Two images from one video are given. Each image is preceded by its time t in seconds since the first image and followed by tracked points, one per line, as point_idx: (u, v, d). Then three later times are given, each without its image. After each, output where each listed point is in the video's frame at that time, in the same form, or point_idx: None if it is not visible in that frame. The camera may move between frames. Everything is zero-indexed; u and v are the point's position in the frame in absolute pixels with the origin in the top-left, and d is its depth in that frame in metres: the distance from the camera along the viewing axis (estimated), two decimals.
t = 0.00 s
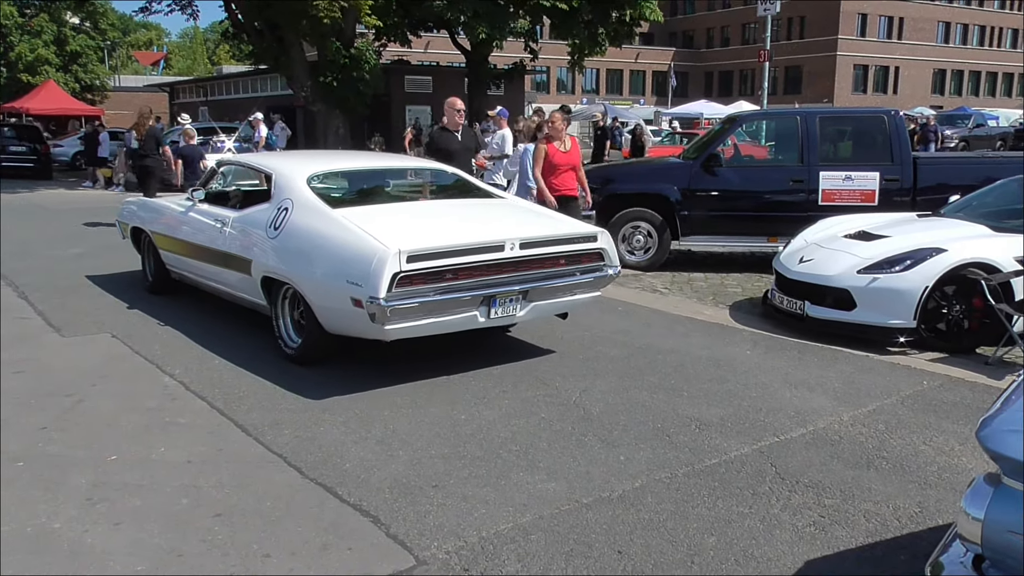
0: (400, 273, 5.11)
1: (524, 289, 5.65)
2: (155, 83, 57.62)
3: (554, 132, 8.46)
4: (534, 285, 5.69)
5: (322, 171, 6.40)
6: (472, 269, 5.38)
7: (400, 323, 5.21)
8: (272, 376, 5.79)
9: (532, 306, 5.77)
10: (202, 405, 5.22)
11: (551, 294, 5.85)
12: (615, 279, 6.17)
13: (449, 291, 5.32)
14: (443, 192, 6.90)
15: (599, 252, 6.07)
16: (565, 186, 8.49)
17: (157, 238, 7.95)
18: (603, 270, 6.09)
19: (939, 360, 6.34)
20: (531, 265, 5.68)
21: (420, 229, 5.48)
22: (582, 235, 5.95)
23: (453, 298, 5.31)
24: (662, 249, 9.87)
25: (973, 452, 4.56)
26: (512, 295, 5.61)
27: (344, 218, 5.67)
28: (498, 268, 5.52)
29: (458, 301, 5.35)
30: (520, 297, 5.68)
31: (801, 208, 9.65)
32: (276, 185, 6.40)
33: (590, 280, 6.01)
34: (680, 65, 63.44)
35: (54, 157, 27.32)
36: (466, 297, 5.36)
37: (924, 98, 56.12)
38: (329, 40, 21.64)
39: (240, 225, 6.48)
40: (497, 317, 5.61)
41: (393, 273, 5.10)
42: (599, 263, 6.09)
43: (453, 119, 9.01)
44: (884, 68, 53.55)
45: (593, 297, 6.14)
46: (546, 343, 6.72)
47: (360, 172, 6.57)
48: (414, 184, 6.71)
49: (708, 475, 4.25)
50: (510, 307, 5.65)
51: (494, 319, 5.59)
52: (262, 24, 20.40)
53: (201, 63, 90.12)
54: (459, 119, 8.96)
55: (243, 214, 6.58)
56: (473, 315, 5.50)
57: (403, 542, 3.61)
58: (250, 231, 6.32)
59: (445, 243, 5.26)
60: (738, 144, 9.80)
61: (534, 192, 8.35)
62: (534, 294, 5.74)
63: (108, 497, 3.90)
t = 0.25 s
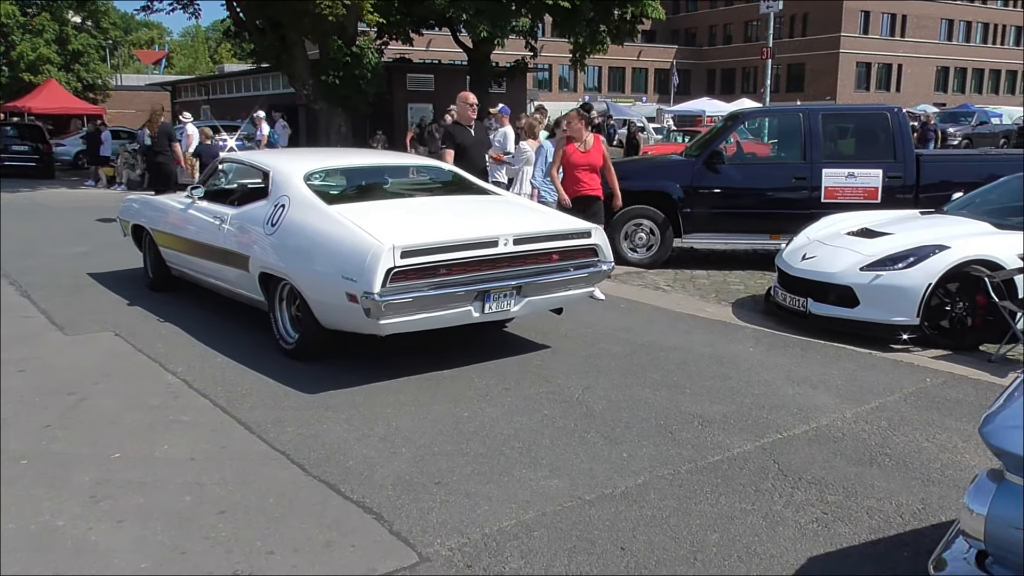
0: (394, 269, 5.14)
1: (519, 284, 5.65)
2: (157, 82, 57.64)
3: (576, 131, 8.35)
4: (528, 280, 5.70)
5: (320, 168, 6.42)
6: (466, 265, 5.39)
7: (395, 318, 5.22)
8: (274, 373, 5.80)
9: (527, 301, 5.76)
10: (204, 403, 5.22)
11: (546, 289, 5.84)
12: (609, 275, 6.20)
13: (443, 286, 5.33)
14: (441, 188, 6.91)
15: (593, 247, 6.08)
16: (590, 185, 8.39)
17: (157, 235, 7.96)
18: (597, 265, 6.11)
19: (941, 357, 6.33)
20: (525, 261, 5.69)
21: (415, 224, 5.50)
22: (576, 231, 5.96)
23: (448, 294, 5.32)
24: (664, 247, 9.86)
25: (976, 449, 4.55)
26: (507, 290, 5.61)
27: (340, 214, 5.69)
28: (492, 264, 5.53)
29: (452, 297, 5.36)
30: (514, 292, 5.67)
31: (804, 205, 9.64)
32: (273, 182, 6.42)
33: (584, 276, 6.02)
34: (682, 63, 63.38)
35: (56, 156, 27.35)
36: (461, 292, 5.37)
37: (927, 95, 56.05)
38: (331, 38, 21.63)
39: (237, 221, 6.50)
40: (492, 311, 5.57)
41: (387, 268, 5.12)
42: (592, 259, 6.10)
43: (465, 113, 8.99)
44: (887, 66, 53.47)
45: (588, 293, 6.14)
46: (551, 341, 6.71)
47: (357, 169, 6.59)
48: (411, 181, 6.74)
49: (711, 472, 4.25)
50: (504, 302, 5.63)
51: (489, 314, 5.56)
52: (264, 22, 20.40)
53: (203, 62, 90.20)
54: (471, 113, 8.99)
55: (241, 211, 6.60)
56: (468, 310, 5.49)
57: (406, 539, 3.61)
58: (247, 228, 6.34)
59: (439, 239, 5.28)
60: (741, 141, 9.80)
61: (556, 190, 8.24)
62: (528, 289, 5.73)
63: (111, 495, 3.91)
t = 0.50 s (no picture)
0: (387, 265, 5.15)
1: (511, 280, 5.65)
2: (159, 81, 57.66)
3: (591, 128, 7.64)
4: (521, 277, 5.70)
5: (317, 166, 6.44)
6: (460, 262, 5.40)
7: (389, 314, 5.23)
8: (275, 372, 5.80)
9: (520, 297, 5.77)
10: (206, 402, 5.23)
11: (539, 286, 5.83)
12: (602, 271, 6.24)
13: (437, 283, 5.34)
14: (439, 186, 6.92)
15: (586, 244, 6.10)
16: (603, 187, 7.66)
17: (157, 233, 7.98)
18: (590, 262, 6.14)
19: (944, 355, 6.32)
20: (518, 257, 5.69)
21: (409, 221, 5.51)
22: (569, 228, 5.98)
23: (441, 290, 5.33)
24: (667, 245, 9.81)
25: (980, 447, 4.54)
26: (500, 287, 5.61)
27: (335, 210, 5.70)
28: (485, 261, 5.53)
29: (445, 293, 5.36)
30: (507, 288, 5.68)
31: (806, 203, 9.62)
32: (269, 181, 6.44)
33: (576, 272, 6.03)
34: (685, 61, 63.29)
35: (59, 156, 27.39)
36: (455, 288, 5.37)
37: (929, 92, 55.92)
38: (333, 37, 21.62)
39: (234, 219, 6.51)
40: (485, 308, 5.58)
41: (381, 264, 5.13)
42: (586, 256, 6.12)
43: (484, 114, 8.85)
44: (889, 63, 53.35)
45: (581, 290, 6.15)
46: (553, 339, 6.70)
47: (353, 167, 6.61)
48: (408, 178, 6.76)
49: (713, 470, 4.24)
50: (498, 298, 5.64)
51: (482, 310, 5.56)
52: (266, 21, 20.40)
53: (205, 61, 90.25)
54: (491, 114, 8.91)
55: (238, 208, 6.62)
56: (461, 307, 5.48)
57: (408, 538, 3.61)
58: (244, 225, 6.35)
59: (432, 235, 5.29)
60: (743, 139, 9.80)
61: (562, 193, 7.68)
62: (522, 286, 5.73)
63: (114, 494, 3.91)
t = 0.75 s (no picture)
0: (377, 261, 5.21)
1: (501, 276, 5.73)
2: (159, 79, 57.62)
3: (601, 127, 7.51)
4: (511, 272, 5.78)
5: (311, 163, 6.50)
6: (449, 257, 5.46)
7: (379, 309, 5.29)
8: (276, 370, 5.81)
9: (510, 292, 5.87)
10: (207, 400, 5.23)
11: (529, 281, 5.94)
12: (592, 267, 6.31)
13: (428, 278, 5.40)
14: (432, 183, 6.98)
15: (576, 240, 6.16)
16: (618, 187, 7.53)
17: (155, 230, 8.01)
18: (580, 257, 6.20)
19: (945, 352, 6.32)
20: (508, 253, 5.76)
21: (400, 217, 5.57)
22: (559, 224, 6.04)
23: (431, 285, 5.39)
24: (667, 242, 9.84)
25: (981, 443, 4.54)
26: (491, 282, 5.71)
27: (327, 207, 5.76)
28: (475, 256, 5.60)
29: (436, 288, 5.44)
30: (497, 283, 5.77)
31: (807, 200, 9.62)
32: (264, 177, 6.49)
33: (565, 268, 6.10)
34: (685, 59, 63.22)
35: (59, 155, 27.40)
36: (445, 283, 5.44)
37: (930, 89, 55.84)
38: (333, 35, 21.60)
39: (228, 215, 6.57)
40: (475, 303, 5.70)
41: (371, 260, 5.19)
42: (576, 252, 6.18)
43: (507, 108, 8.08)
44: (890, 60, 53.27)
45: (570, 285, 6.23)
46: (553, 336, 6.70)
47: (347, 164, 6.66)
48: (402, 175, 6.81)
49: (714, 467, 4.24)
50: (488, 293, 5.74)
51: (472, 305, 5.68)
52: (266, 19, 20.39)
53: (205, 59, 90.23)
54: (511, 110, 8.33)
55: (233, 205, 6.67)
56: (451, 302, 5.59)
57: (409, 535, 3.61)
58: (238, 222, 6.41)
59: (422, 231, 5.35)
60: (743, 137, 9.80)
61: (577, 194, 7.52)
62: (512, 281, 5.83)
63: (115, 492, 3.92)
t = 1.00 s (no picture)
0: (363, 254, 5.28)
1: (487, 269, 5.80)
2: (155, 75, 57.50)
3: (608, 122, 7.36)
4: (496, 266, 5.84)
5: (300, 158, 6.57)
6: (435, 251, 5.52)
7: (365, 302, 5.36)
8: (273, 366, 5.81)
9: (495, 285, 5.93)
10: (203, 395, 5.23)
11: (516, 275, 6.00)
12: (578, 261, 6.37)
13: (413, 271, 5.47)
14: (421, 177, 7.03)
15: (562, 234, 6.23)
16: (624, 183, 7.37)
17: (149, 225, 8.04)
18: (566, 251, 6.27)
19: (941, 347, 6.33)
20: (493, 247, 5.82)
21: (386, 211, 5.64)
22: (544, 218, 6.11)
23: (417, 278, 5.46)
24: (662, 238, 9.77)
25: (976, 437, 4.56)
26: (475, 275, 5.76)
27: (314, 201, 5.83)
28: (460, 250, 5.66)
29: (422, 281, 5.50)
30: (483, 277, 5.83)
31: (803, 195, 9.62)
32: (253, 172, 6.56)
33: (551, 262, 6.17)
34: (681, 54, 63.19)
35: (55, 150, 27.35)
36: (431, 276, 5.51)
37: (926, 84, 55.90)
38: (329, 31, 21.57)
39: (219, 209, 6.63)
40: (461, 296, 5.73)
41: (356, 253, 5.27)
42: (562, 246, 6.24)
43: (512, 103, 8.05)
44: (886, 56, 53.30)
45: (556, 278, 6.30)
46: (549, 332, 6.71)
47: (336, 159, 6.73)
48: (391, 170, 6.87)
49: (710, 462, 4.25)
50: (473, 286, 5.79)
51: (457, 298, 5.72)
52: (262, 15, 20.35)
53: (201, 55, 90.01)
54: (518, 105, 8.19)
55: (224, 199, 6.73)
56: (437, 295, 5.64)
57: (406, 530, 3.61)
58: (228, 216, 6.48)
59: (408, 225, 5.43)
60: (740, 132, 9.79)
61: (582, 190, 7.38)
62: (497, 274, 5.90)
63: (111, 488, 3.92)
